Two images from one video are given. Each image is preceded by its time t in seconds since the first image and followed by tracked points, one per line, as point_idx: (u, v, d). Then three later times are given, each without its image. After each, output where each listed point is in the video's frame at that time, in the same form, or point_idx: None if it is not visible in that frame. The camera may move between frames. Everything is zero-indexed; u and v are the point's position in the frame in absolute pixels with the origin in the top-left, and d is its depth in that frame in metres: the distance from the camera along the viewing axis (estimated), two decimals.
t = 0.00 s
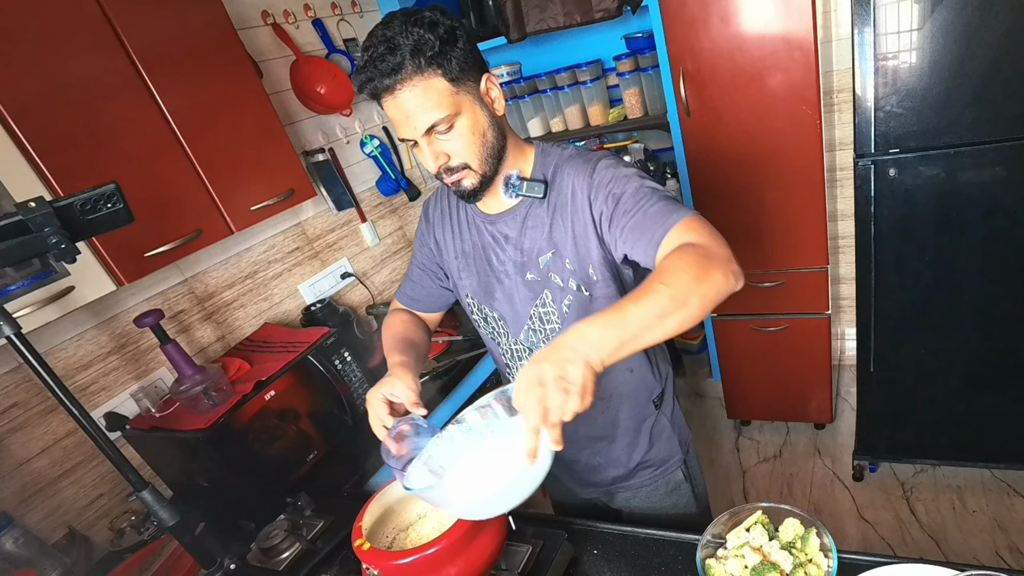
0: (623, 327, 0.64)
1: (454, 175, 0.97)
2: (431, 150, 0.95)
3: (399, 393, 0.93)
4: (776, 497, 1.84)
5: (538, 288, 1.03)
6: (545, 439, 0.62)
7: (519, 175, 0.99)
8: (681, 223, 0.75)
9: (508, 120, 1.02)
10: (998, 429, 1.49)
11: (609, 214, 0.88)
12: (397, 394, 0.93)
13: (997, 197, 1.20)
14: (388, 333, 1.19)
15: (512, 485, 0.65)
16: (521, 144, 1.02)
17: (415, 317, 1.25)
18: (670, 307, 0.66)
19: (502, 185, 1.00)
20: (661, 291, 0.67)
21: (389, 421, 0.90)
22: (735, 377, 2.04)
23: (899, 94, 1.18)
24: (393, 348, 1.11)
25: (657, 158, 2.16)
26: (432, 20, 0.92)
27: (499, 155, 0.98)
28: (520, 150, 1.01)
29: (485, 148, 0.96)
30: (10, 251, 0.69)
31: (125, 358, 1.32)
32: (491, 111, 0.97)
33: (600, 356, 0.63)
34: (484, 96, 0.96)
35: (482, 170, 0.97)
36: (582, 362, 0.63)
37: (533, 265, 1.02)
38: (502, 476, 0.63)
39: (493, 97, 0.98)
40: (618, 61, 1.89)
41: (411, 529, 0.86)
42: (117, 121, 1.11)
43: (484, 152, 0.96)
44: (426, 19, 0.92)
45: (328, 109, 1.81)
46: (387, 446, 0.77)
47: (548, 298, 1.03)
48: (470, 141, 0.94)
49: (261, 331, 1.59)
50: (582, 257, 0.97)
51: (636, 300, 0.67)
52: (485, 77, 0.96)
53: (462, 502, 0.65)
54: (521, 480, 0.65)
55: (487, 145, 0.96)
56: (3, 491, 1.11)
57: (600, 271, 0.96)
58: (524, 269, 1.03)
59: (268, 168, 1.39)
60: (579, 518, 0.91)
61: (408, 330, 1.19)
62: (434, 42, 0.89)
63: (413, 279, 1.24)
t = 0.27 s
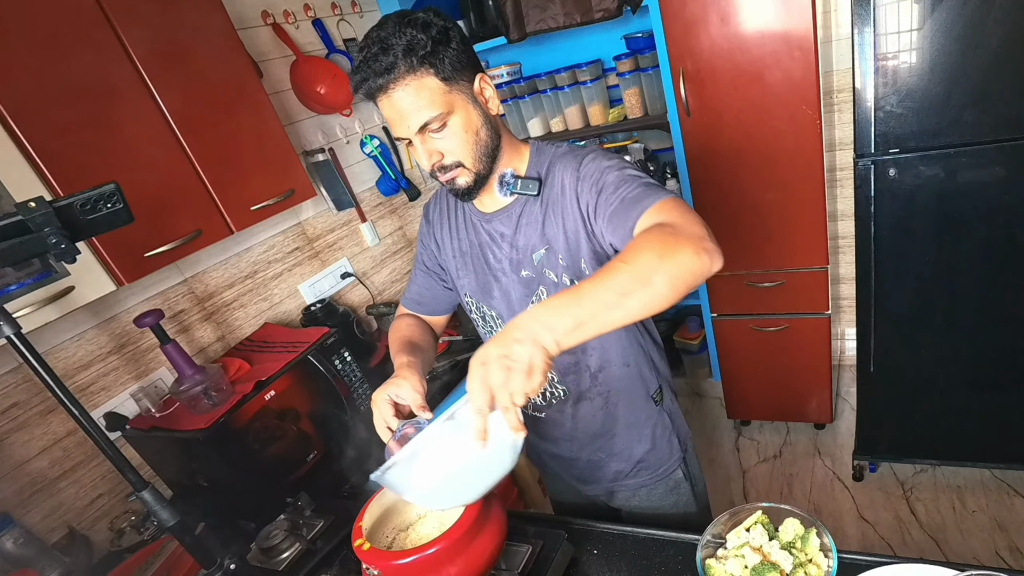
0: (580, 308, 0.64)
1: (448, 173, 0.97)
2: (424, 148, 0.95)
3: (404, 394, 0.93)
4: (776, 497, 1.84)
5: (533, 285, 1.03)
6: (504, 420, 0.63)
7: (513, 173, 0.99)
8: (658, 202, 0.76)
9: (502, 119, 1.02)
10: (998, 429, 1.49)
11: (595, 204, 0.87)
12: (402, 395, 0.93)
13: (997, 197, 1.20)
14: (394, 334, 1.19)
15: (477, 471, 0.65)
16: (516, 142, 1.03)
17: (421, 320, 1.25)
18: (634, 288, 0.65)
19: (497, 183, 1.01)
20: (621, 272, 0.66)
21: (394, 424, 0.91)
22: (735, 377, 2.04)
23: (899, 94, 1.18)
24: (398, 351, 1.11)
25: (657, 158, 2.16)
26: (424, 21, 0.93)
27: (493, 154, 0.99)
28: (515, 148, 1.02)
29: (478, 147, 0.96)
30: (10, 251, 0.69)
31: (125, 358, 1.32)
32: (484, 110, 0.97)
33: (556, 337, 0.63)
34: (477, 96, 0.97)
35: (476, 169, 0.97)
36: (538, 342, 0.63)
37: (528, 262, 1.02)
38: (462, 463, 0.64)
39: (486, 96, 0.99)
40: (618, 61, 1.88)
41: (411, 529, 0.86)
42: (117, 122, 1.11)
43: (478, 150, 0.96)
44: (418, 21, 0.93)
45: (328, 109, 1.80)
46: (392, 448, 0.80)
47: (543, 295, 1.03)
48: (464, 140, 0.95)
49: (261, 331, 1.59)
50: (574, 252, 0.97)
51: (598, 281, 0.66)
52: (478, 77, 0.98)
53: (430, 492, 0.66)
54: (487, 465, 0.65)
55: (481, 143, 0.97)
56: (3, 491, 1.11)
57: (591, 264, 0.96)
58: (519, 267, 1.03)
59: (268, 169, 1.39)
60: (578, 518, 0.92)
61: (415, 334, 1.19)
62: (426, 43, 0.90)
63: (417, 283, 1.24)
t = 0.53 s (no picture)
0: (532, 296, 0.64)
1: (441, 174, 0.98)
2: (417, 150, 0.96)
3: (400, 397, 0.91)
4: (776, 497, 1.84)
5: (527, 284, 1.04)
6: (458, 403, 0.65)
7: (507, 173, 1.01)
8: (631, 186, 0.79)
9: (496, 120, 1.03)
10: (998, 429, 1.49)
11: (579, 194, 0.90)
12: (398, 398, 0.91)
13: (997, 197, 1.20)
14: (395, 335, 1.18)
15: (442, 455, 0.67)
16: (510, 142, 1.04)
17: (422, 321, 1.25)
18: (593, 271, 0.64)
19: (491, 182, 1.02)
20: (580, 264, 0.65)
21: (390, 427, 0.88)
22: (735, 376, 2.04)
23: (899, 94, 1.18)
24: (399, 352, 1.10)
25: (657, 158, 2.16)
26: (417, 24, 0.93)
27: (486, 155, 1.00)
28: (509, 149, 1.03)
29: (471, 148, 0.97)
30: (10, 251, 0.69)
31: (125, 359, 1.32)
32: (477, 111, 0.97)
33: (510, 322, 0.63)
34: (470, 98, 0.97)
35: (469, 170, 0.98)
36: (491, 328, 0.64)
37: (522, 260, 1.02)
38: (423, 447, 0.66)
39: (479, 98, 0.99)
40: (618, 61, 1.88)
41: (411, 529, 0.86)
42: (117, 122, 1.11)
43: (470, 151, 0.97)
44: (410, 23, 0.92)
45: (328, 110, 1.79)
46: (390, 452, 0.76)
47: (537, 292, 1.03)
48: (456, 142, 0.96)
49: (261, 331, 1.59)
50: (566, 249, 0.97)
51: (557, 265, 0.65)
52: (471, 78, 0.97)
53: (401, 485, 0.67)
54: (451, 446, 0.68)
55: (473, 145, 0.97)
56: (3, 491, 1.11)
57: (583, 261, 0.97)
58: (513, 265, 1.04)
59: (268, 169, 1.39)
60: (578, 518, 0.92)
61: (412, 334, 1.18)
62: (417, 46, 0.90)
63: (420, 286, 1.24)
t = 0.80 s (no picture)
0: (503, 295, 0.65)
1: (436, 175, 0.99)
2: (412, 150, 0.96)
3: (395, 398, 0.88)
4: (776, 497, 1.84)
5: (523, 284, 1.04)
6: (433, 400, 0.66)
7: (502, 173, 1.01)
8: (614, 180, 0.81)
9: (491, 120, 1.03)
10: (998, 430, 1.49)
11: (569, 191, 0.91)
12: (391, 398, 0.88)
13: (997, 197, 1.20)
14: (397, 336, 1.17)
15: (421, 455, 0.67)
16: (506, 142, 1.04)
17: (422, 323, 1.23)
18: (570, 265, 0.65)
19: (486, 183, 1.03)
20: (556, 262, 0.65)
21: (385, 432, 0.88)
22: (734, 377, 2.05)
23: (899, 94, 1.18)
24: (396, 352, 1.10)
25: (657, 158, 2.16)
26: (411, 26, 0.93)
27: (482, 156, 1.00)
28: (504, 149, 1.03)
29: (466, 149, 0.97)
30: (10, 251, 0.69)
31: (125, 359, 1.32)
32: (471, 113, 0.97)
33: (484, 319, 0.65)
34: (465, 99, 0.97)
35: (464, 170, 0.98)
36: (464, 324, 0.65)
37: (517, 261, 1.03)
38: (400, 446, 0.66)
39: (474, 99, 0.99)
40: (618, 61, 1.88)
41: (411, 529, 0.86)
42: (116, 121, 1.11)
43: (465, 152, 0.97)
44: (404, 25, 0.93)
45: (328, 109, 1.79)
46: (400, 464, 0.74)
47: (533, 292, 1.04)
48: (451, 142, 0.95)
49: (261, 331, 1.59)
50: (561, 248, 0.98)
51: (534, 261, 0.66)
52: (466, 79, 0.97)
53: (382, 482, 0.67)
54: (430, 444, 0.67)
55: (468, 145, 0.97)
56: (3, 491, 1.11)
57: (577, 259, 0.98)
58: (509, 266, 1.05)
59: (268, 169, 1.39)
60: (578, 518, 0.92)
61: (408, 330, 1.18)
62: (411, 48, 0.90)
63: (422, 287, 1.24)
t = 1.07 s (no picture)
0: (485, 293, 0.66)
1: (432, 175, 0.99)
2: (408, 151, 0.96)
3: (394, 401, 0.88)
4: (776, 497, 1.84)
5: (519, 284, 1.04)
6: (419, 399, 0.66)
7: (498, 174, 1.02)
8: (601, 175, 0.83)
9: (488, 121, 1.02)
10: (998, 430, 1.49)
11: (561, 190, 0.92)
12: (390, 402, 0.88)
13: (998, 197, 1.20)
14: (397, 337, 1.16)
15: (411, 453, 0.66)
16: (502, 143, 1.04)
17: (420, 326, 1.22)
18: (551, 259, 0.67)
19: (482, 183, 1.03)
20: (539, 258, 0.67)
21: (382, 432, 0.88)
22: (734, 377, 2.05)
23: (899, 94, 1.18)
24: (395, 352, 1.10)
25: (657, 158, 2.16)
26: (407, 28, 0.93)
27: (478, 157, 1.00)
28: (500, 150, 1.03)
29: (462, 150, 0.97)
30: (11, 251, 0.69)
31: (125, 359, 1.32)
32: (467, 114, 0.97)
33: (466, 316, 0.67)
34: (461, 100, 0.97)
35: (460, 171, 0.98)
36: (445, 321, 0.67)
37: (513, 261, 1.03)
38: (389, 444, 0.66)
39: (470, 100, 0.99)
40: (618, 61, 1.88)
41: (411, 529, 0.86)
42: (116, 121, 1.11)
43: (461, 153, 0.97)
44: (400, 27, 0.93)
45: (328, 109, 1.78)
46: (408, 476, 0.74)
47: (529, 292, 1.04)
48: (447, 143, 0.95)
49: (261, 331, 1.59)
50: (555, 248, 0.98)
51: (517, 258, 0.68)
52: (462, 80, 0.97)
53: (372, 482, 0.67)
54: (419, 442, 0.67)
55: (464, 146, 0.97)
56: (3, 491, 1.11)
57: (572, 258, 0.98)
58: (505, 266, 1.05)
59: (268, 169, 1.39)
60: (578, 518, 0.92)
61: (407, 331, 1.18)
62: (407, 49, 0.90)
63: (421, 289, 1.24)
